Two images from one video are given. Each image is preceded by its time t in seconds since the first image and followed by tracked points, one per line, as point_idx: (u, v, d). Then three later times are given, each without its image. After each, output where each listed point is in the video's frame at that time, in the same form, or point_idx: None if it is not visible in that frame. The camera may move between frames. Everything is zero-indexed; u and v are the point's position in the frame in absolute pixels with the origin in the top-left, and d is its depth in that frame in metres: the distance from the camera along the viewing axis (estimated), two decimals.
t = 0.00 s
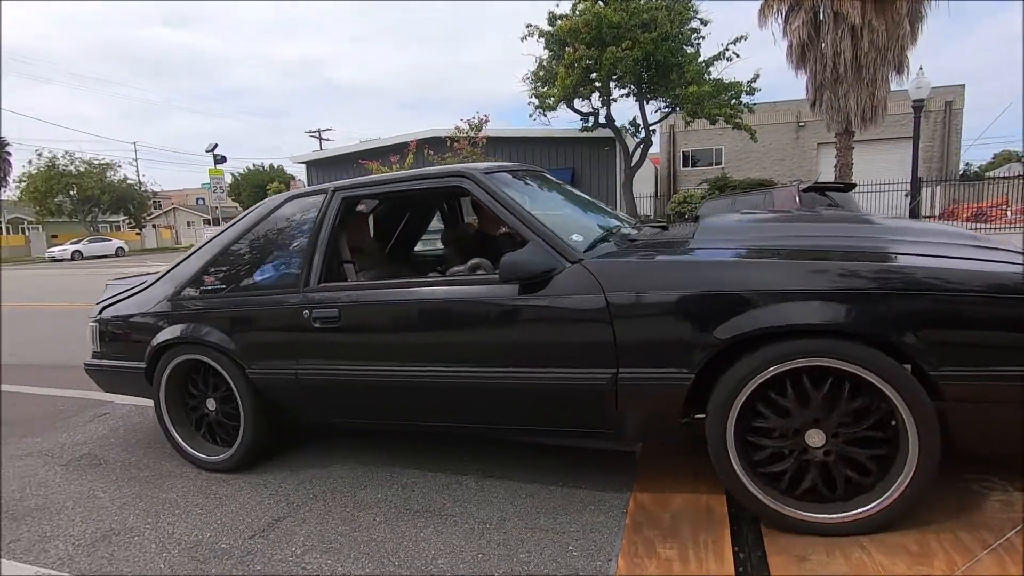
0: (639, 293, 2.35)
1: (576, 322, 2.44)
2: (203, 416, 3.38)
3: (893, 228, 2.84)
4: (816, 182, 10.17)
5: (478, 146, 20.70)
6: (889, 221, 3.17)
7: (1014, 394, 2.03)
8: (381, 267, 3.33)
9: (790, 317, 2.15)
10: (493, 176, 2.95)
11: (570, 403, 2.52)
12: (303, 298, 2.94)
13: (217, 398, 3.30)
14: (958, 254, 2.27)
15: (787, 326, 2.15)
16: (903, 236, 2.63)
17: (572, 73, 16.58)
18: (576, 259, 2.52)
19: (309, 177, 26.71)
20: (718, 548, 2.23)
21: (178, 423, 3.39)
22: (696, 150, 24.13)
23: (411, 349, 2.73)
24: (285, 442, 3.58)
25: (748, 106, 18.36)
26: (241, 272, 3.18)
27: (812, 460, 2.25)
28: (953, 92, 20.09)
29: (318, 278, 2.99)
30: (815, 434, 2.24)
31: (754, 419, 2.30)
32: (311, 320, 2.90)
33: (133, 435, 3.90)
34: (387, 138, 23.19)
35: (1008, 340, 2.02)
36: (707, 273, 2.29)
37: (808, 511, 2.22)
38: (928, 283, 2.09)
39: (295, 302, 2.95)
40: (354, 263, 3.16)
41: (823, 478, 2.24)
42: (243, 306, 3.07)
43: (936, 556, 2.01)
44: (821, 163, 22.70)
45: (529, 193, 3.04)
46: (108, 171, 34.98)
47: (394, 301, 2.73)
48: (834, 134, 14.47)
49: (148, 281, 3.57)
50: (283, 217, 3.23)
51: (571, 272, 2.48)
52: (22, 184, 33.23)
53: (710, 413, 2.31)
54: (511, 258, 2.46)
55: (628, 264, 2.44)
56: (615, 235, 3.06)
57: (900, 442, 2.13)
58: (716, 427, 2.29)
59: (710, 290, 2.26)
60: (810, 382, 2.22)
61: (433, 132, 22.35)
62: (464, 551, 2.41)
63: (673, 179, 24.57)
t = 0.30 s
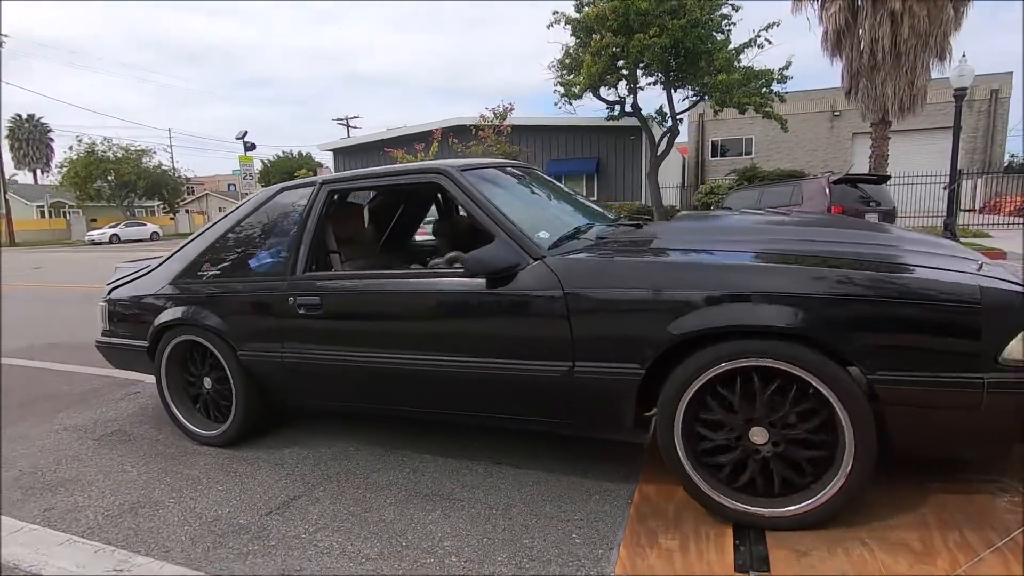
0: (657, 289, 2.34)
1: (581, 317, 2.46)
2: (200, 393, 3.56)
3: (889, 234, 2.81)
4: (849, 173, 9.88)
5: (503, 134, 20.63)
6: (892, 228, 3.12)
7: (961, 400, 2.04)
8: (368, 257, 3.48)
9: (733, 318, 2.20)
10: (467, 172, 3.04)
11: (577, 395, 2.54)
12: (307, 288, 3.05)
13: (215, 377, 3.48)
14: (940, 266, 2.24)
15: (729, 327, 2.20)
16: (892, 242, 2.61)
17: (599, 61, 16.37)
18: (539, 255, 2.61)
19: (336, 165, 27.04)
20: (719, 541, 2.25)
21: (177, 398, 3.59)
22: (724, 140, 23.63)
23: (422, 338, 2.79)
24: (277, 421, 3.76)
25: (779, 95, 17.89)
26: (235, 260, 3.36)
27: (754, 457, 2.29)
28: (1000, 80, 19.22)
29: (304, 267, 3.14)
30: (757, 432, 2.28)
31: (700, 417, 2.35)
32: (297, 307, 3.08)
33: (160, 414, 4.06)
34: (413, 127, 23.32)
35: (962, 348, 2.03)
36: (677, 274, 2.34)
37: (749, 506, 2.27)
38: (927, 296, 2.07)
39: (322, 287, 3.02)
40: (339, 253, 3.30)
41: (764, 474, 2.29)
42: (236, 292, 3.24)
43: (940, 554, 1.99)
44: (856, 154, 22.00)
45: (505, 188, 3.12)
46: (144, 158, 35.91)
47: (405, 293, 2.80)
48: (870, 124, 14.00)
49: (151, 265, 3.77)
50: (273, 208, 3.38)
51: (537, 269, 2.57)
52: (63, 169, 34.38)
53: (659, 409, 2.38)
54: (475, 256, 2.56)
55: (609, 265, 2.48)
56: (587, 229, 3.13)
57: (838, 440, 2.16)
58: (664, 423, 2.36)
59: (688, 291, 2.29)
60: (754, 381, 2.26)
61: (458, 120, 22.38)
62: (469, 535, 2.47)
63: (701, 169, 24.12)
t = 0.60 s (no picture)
0: (673, 285, 2.30)
1: (585, 304, 2.47)
2: (203, 369, 3.73)
3: (870, 229, 2.80)
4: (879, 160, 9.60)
5: (525, 120, 20.52)
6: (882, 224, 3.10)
7: (909, 396, 2.06)
8: (359, 242, 3.59)
9: (686, 309, 2.25)
10: (451, 164, 3.13)
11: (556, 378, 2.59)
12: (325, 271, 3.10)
13: (215, 355, 3.64)
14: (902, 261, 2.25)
15: (682, 319, 2.26)
16: (865, 236, 2.61)
17: (623, 45, 16.11)
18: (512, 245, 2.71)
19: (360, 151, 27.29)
20: (718, 527, 2.27)
21: (183, 375, 3.76)
22: (753, 126, 23.09)
23: (428, 323, 2.83)
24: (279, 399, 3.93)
25: (810, 79, 17.37)
26: (234, 245, 3.50)
27: (710, 446, 2.35)
28: None
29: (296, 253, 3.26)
30: (713, 422, 2.33)
31: (660, 407, 2.41)
32: (286, 292, 3.22)
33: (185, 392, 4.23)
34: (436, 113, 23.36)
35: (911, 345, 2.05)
36: (644, 267, 2.39)
37: (708, 493, 2.33)
38: (888, 287, 2.08)
39: (332, 273, 3.07)
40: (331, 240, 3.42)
41: (721, 462, 2.34)
42: (235, 275, 3.39)
43: (939, 544, 1.98)
44: (891, 140, 21.29)
45: (488, 179, 3.20)
46: (175, 144, 36.68)
47: (417, 280, 2.82)
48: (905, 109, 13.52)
49: (159, 248, 3.95)
50: (271, 195, 3.52)
51: (510, 260, 2.66)
52: (98, 155, 35.38)
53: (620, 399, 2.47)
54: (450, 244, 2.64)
55: (579, 257, 2.54)
56: (568, 220, 3.19)
57: (789, 426, 2.20)
58: (624, 415, 2.45)
59: (654, 284, 2.34)
60: (706, 372, 2.32)
61: (480, 107, 22.32)
62: (473, 514, 2.54)
63: (727, 156, 23.65)
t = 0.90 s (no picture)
0: (670, 285, 2.33)
1: (589, 298, 2.49)
2: (206, 346, 3.95)
3: (842, 232, 2.84)
4: (912, 148, 9.32)
5: (548, 107, 20.38)
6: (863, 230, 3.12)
7: (843, 391, 2.13)
8: (354, 229, 3.66)
9: (635, 302, 2.37)
10: (434, 157, 3.24)
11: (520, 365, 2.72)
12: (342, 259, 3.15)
13: (217, 331, 3.85)
14: (852, 263, 2.31)
15: (631, 311, 2.37)
16: (830, 238, 2.65)
17: (648, 30, 15.84)
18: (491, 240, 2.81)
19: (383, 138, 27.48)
20: (719, 512, 2.29)
21: (189, 353, 4.00)
22: (783, 113, 22.54)
23: (438, 308, 2.88)
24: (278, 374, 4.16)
25: (843, 64, 16.84)
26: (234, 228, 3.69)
27: (659, 432, 2.46)
28: None
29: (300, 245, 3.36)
30: (662, 409, 2.43)
31: (615, 394, 2.53)
32: (279, 274, 3.39)
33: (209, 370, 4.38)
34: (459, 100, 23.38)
35: (845, 343, 2.12)
36: (605, 262, 2.49)
37: (655, 477, 2.45)
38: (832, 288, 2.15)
39: (345, 260, 3.14)
40: (323, 228, 3.58)
41: (669, 448, 2.45)
42: (234, 257, 3.57)
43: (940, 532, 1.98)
44: (929, 128, 20.54)
45: (473, 172, 3.29)
46: (205, 130, 37.42)
47: (430, 268, 2.86)
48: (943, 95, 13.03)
49: (168, 230, 4.16)
50: (269, 182, 3.69)
51: (482, 250, 2.77)
52: (132, 142, 36.32)
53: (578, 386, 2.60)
54: (424, 233, 2.76)
55: (548, 251, 2.64)
56: (549, 214, 3.26)
57: (730, 407, 2.30)
58: (581, 406, 2.57)
59: (617, 278, 2.43)
60: (652, 363, 2.43)
61: (503, 93, 22.24)
62: (479, 492, 2.60)
63: (756, 143, 23.15)
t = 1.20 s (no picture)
0: (670, 279, 2.36)
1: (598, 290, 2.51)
2: (212, 324, 4.23)
3: (806, 226, 2.91)
4: (949, 137, 9.02)
5: (573, 96, 20.19)
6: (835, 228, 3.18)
7: (769, 373, 2.24)
8: (350, 217, 3.83)
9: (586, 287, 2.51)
10: (417, 149, 3.42)
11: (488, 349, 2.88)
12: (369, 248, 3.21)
13: (221, 310, 4.11)
14: (792, 254, 2.40)
15: (582, 294, 2.52)
16: (787, 231, 2.73)
17: (676, 17, 15.57)
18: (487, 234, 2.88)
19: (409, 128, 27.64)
20: (725, 495, 2.32)
21: (197, 330, 4.29)
22: (816, 101, 21.90)
23: (452, 296, 2.94)
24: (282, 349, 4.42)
25: (879, 51, 16.30)
26: (238, 214, 3.94)
27: (610, 410, 2.61)
28: None
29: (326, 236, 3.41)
30: (612, 389, 2.58)
31: (570, 373, 2.68)
32: (273, 258, 3.63)
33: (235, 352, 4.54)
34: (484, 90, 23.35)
35: (772, 329, 2.22)
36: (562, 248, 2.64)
37: (604, 452, 2.62)
38: (764, 277, 2.25)
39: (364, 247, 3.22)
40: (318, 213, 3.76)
41: (619, 425, 2.60)
42: (237, 242, 3.83)
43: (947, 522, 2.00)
44: (971, 116, 19.76)
45: (455, 163, 3.47)
46: (236, 120, 38.17)
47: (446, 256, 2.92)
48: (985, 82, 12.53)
49: (179, 215, 4.45)
50: (268, 172, 3.92)
51: (481, 239, 2.86)
52: (166, 132, 37.23)
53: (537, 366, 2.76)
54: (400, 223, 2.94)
55: (522, 240, 2.77)
56: (525, 204, 3.40)
57: (671, 386, 2.43)
58: (542, 387, 2.74)
59: (603, 268, 2.49)
60: (603, 346, 2.57)
61: (528, 82, 22.15)
62: (490, 474, 2.67)
63: (788, 132, 22.57)
